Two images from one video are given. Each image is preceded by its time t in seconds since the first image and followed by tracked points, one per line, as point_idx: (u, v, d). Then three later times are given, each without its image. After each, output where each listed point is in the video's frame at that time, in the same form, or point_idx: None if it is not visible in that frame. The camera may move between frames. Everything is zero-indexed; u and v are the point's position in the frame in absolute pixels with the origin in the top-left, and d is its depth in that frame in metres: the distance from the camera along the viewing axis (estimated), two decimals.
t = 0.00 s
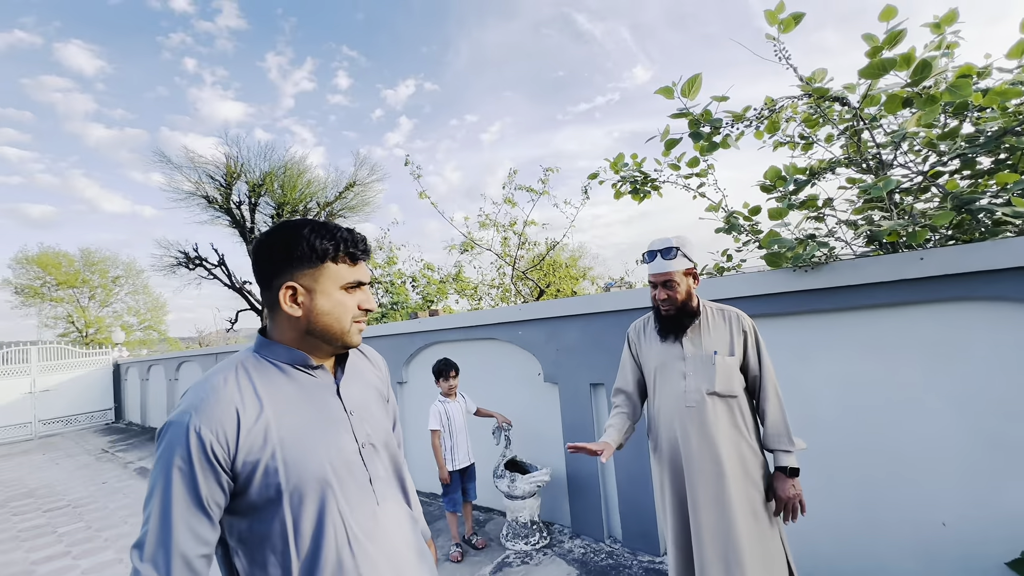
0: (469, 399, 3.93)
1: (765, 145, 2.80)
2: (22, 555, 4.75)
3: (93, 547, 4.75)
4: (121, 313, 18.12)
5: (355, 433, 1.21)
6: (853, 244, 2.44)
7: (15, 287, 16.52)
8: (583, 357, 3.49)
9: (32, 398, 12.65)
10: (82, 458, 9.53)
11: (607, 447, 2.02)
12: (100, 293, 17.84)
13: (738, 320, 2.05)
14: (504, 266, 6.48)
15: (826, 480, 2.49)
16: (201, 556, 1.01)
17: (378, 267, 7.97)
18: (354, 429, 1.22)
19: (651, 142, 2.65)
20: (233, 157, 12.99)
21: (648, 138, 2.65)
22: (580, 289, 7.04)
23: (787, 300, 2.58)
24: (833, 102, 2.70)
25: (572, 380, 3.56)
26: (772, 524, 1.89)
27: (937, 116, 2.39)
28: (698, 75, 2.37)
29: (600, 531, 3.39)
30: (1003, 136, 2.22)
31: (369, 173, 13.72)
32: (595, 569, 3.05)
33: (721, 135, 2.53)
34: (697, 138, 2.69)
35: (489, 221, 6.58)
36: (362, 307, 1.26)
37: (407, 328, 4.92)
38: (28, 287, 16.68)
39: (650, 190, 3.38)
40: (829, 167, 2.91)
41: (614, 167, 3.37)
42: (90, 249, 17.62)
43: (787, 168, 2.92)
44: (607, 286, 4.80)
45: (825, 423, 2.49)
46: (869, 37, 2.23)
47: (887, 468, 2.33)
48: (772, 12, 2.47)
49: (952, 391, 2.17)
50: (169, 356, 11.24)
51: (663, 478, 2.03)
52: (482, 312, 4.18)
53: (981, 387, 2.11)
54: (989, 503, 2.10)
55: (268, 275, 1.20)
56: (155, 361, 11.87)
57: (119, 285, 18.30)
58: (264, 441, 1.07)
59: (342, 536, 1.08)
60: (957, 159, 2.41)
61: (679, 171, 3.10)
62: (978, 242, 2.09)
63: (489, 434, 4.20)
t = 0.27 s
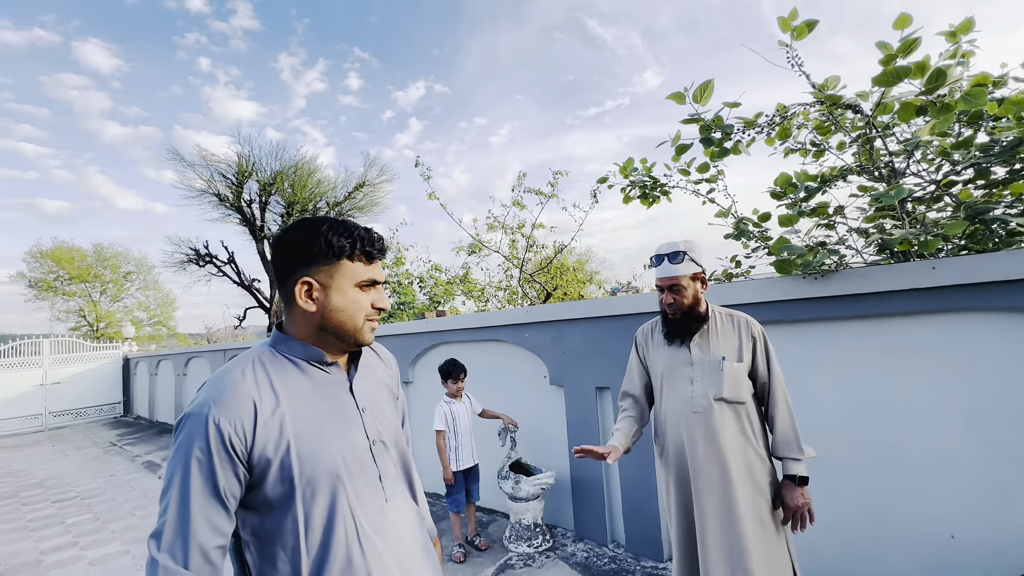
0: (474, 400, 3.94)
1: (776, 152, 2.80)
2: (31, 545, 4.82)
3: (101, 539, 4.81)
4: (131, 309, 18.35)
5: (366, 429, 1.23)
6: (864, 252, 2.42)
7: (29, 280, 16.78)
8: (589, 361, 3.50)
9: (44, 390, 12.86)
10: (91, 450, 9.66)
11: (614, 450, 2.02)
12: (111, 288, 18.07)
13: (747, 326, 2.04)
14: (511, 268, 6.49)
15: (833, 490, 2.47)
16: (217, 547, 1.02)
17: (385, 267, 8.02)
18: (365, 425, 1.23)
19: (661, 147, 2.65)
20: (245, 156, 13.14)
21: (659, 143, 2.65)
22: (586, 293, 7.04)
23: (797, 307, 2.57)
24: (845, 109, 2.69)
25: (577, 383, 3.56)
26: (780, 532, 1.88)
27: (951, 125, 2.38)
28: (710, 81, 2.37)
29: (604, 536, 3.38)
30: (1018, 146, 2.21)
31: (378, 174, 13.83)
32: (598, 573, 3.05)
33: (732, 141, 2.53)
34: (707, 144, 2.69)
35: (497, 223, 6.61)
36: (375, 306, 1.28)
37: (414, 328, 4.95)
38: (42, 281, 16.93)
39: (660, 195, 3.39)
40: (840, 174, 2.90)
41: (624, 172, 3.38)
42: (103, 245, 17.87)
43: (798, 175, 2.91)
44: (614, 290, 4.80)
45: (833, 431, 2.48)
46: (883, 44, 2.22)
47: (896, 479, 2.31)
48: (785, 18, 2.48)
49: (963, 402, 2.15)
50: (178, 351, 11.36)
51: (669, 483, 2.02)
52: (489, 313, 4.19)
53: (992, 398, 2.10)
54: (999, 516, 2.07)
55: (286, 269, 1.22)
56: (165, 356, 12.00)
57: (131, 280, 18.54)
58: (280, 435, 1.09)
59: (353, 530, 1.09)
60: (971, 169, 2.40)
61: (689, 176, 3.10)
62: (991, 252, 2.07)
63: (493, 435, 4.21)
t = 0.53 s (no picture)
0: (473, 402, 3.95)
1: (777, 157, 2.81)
2: (34, 538, 4.86)
3: (102, 533, 4.85)
4: (136, 305, 18.48)
5: (363, 426, 1.24)
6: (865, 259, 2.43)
7: (36, 275, 16.91)
8: (589, 363, 3.50)
9: (48, 384, 12.95)
10: (93, 445, 9.72)
11: (617, 461, 2.02)
12: (116, 285, 18.19)
13: (748, 330, 2.04)
14: (514, 270, 6.51)
15: (832, 496, 2.47)
16: (215, 541, 1.04)
17: (388, 268, 8.05)
18: (362, 423, 1.25)
19: (663, 152, 2.67)
20: (251, 155, 13.23)
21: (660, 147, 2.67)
22: (588, 296, 7.05)
23: (797, 312, 2.57)
24: (848, 116, 2.69)
25: (577, 386, 3.57)
26: (776, 538, 1.88)
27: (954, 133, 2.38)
28: (711, 86, 2.39)
29: (601, 539, 3.38)
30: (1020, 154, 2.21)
31: (383, 174, 13.90)
32: None
33: (733, 147, 2.54)
34: (709, 149, 2.70)
35: (500, 225, 6.63)
36: (377, 305, 1.30)
37: (415, 329, 4.97)
38: (48, 277, 17.07)
39: (662, 199, 3.40)
40: (843, 180, 2.90)
41: (626, 176, 3.40)
42: (109, 241, 18.00)
43: (800, 180, 2.92)
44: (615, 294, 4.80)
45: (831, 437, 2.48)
46: (885, 52, 2.23)
47: (893, 486, 2.31)
48: (788, 25, 2.49)
49: (961, 410, 2.15)
50: (181, 348, 11.43)
51: (666, 487, 2.03)
52: (490, 315, 4.21)
53: (990, 406, 2.09)
54: (997, 525, 2.06)
55: (289, 270, 1.23)
56: (168, 353, 12.07)
57: (136, 277, 18.67)
58: (276, 431, 1.11)
59: (348, 527, 1.11)
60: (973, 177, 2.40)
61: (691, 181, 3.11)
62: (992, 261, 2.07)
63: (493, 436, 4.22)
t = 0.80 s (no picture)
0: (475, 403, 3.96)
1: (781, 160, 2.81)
2: (37, 534, 4.88)
3: (104, 530, 4.87)
4: (141, 303, 18.57)
5: (363, 425, 1.25)
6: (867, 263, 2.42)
7: (41, 273, 17.01)
8: (591, 365, 3.51)
9: (53, 381, 13.00)
10: (96, 442, 9.77)
11: (619, 460, 2.01)
12: (121, 283, 18.28)
13: (752, 334, 2.03)
14: (516, 271, 6.51)
15: (833, 500, 2.47)
16: (214, 536, 1.05)
17: (391, 268, 8.07)
18: (362, 421, 1.25)
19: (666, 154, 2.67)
20: (255, 155, 13.28)
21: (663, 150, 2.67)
22: (591, 297, 7.04)
23: (799, 316, 2.57)
24: (852, 120, 2.69)
25: (579, 388, 3.57)
26: (775, 543, 1.87)
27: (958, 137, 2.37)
28: (714, 89, 2.39)
29: (601, 541, 3.38)
30: None
31: (386, 175, 13.93)
32: None
33: (736, 150, 2.54)
34: (712, 151, 2.70)
35: (503, 226, 6.64)
36: (378, 304, 1.31)
37: (417, 329, 4.98)
38: (54, 274, 17.17)
39: (664, 202, 3.40)
40: (846, 184, 2.89)
41: (629, 178, 3.40)
42: (115, 240, 18.09)
43: (803, 184, 2.91)
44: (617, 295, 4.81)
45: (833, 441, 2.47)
46: (889, 56, 2.23)
47: (894, 490, 2.30)
48: (792, 28, 2.48)
49: (963, 415, 2.14)
50: (185, 346, 11.48)
51: (665, 490, 2.03)
52: (492, 316, 4.22)
53: (993, 411, 2.08)
54: (999, 531, 2.05)
55: (292, 271, 1.23)
56: (172, 351, 12.12)
57: (140, 275, 18.75)
58: (277, 428, 1.11)
59: (347, 524, 1.11)
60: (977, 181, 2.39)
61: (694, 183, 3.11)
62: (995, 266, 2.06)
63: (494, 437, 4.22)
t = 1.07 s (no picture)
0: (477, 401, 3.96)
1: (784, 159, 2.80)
2: (40, 531, 4.90)
3: (108, 527, 4.89)
4: (143, 302, 18.62)
5: (367, 423, 1.25)
6: (872, 262, 2.41)
7: (44, 271, 17.06)
8: (593, 364, 3.50)
9: (55, 379, 13.05)
10: (99, 440, 9.80)
11: (621, 458, 2.01)
12: (123, 281, 18.31)
13: (759, 334, 2.02)
14: (518, 270, 6.51)
15: (836, 499, 2.46)
16: (216, 532, 1.05)
17: (393, 267, 8.07)
18: (365, 419, 1.25)
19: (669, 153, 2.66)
20: (257, 153, 13.29)
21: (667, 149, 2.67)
22: (593, 296, 7.03)
23: (803, 315, 2.56)
24: (856, 118, 2.68)
25: (581, 387, 3.57)
26: (779, 546, 1.86)
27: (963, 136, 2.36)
28: (719, 87, 2.38)
29: (603, 540, 3.38)
30: None
31: (388, 173, 13.93)
32: None
33: (740, 149, 2.53)
34: (716, 150, 2.69)
35: (505, 225, 6.63)
36: (382, 301, 1.30)
37: (420, 328, 4.98)
38: (56, 272, 17.21)
39: (667, 201, 3.39)
40: (850, 183, 2.88)
41: (632, 177, 3.39)
42: (117, 238, 18.13)
43: (807, 183, 2.90)
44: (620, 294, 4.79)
45: (837, 440, 2.47)
46: (895, 54, 2.22)
47: (898, 490, 2.30)
48: (797, 27, 2.48)
49: (968, 415, 2.14)
50: (187, 345, 11.50)
51: (669, 489, 2.03)
52: (494, 314, 4.21)
53: (998, 411, 2.07)
54: (1003, 531, 2.05)
55: (294, 267, 1.23)
56: (174, 350, 12.15)
57: (143, 274, 18.79)
58: (279, 425, 1.11)
59: (349, 522, 1.11)
60: (983, 181, 2.38)
61: (697, 182, 3.11)
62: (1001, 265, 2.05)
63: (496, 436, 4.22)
